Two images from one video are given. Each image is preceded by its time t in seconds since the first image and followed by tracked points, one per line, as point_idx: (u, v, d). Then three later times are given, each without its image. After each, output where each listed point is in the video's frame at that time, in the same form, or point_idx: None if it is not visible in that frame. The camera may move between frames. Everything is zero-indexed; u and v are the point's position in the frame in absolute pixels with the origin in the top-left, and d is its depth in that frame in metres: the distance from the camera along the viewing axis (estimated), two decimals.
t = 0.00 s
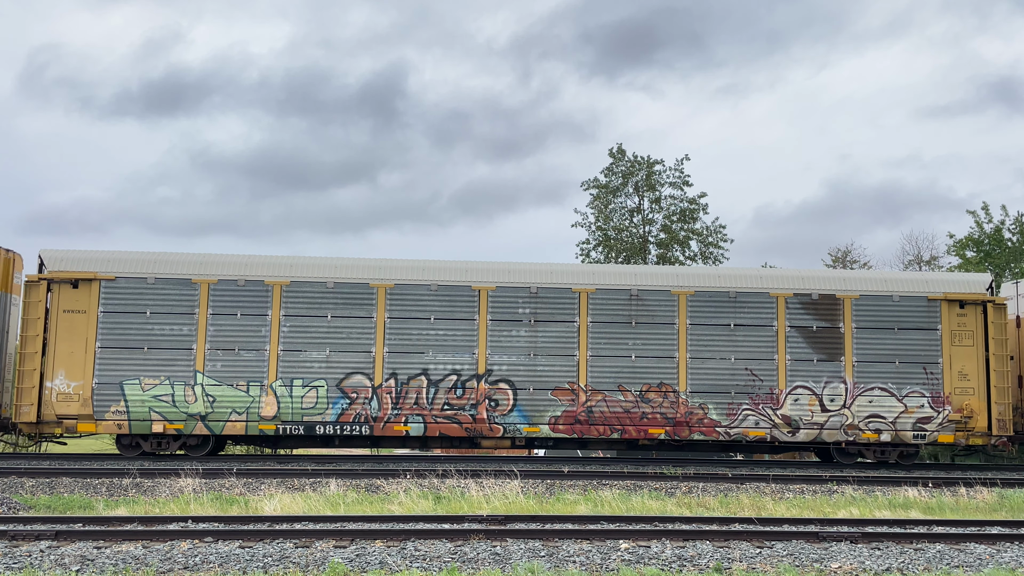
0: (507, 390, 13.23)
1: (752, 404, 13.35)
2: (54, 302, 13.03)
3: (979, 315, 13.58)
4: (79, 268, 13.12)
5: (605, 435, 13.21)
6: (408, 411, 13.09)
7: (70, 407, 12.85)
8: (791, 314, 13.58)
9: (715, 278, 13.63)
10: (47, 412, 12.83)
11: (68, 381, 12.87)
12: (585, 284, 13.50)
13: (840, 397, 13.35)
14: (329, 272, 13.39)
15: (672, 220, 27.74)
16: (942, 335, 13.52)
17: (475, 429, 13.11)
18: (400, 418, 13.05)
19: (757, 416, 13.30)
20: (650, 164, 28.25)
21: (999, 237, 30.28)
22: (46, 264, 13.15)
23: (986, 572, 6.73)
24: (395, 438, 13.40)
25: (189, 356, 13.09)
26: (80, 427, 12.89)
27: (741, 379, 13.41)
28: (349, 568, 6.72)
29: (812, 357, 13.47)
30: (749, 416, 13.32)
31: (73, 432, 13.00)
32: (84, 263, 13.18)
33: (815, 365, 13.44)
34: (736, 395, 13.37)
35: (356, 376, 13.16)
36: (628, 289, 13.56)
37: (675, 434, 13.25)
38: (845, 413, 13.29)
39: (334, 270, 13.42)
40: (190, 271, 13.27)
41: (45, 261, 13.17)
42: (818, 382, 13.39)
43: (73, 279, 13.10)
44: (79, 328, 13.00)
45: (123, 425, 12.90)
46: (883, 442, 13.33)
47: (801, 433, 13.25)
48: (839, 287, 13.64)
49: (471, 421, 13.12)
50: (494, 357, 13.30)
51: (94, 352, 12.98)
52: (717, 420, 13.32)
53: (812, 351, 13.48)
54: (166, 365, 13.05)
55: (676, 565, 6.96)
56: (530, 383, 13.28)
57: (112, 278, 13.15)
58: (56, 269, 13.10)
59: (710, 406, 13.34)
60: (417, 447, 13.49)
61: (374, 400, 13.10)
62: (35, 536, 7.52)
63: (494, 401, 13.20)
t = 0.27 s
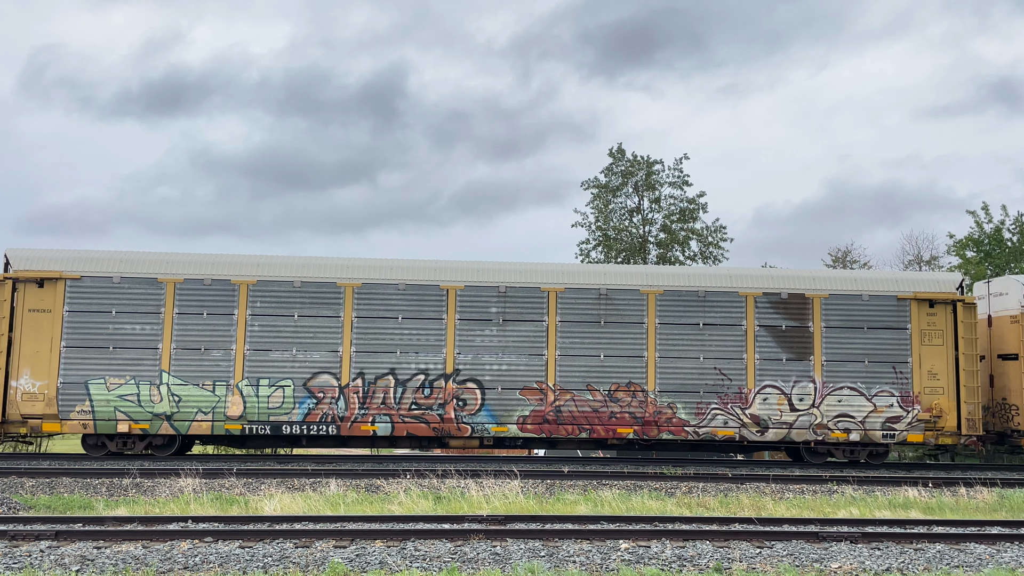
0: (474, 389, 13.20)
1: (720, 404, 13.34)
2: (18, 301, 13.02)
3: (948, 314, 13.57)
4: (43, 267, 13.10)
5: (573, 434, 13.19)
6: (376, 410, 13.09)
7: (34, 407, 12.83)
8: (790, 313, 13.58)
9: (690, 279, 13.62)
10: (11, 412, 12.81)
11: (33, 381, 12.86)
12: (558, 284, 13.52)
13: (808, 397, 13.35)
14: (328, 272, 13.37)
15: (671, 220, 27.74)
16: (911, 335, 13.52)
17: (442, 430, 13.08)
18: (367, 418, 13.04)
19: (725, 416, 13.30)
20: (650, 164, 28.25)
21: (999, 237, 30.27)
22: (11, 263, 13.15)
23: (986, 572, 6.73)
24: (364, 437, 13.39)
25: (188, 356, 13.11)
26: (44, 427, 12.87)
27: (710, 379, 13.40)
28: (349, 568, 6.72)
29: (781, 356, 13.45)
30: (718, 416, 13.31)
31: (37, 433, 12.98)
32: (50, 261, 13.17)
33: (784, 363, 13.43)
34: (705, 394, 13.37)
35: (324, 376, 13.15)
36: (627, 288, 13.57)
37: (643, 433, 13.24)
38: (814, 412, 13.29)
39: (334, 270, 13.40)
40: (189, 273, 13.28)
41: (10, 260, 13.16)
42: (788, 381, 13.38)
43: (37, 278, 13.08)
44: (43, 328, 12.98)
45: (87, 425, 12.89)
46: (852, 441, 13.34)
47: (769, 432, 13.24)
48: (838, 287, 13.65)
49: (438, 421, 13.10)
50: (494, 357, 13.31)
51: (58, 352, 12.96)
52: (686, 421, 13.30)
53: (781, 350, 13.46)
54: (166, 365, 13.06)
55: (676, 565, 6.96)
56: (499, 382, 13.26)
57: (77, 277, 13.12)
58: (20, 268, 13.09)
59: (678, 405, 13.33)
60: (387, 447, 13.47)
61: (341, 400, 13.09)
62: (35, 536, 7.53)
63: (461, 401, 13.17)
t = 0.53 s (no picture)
0: (442, 389, 13.21)
1: (688, 403, 13.34)
2: None
3: (918, 314, 13.53)
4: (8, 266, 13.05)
5: (540, 434, 13.19)
6: (344, 410, 13.09)
7: None
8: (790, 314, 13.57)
9: (667, 279, 13.62)
10: None
11: None
12: (532, 284, 13.48)
13: (777, 396, 13.37)
14: (329, 272, 13.39)
15: (671, 220, 27.74)
16: (879, 334, 13.52)
17: (410, 429, 13.09)
18: (335, 418, 13.03)
19: (694, 415, 13.30)
20: (649, 164, 28.24)
21: (999, 237, 30.27)
22: None
23: (986, 572, 6.73)
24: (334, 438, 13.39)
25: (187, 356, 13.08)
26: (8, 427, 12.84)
27: (679, 378, 13.42)
28: (349, 568, 6.72)
29: (750, 356, 13.48)
30: (686, 415, 13.30)
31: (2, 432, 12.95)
32: (16, 260, 13.14)
33: (752, 363, 13.45)
34: (673, 394, 13.37)
35: (293, 376, 13.14)
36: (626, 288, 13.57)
37: (612, 433, 13.24)
38: (783, 411, 13.31)
39: (334, 270, 13.42)
40: (190, 273, 13.25)
41: None
42: (756, 380, 13.40)
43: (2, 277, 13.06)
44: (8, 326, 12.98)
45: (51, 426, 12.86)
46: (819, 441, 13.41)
47: (737, 432, 13.26)
48: (836, 286, 13.65)
49: (406, 420, 13.10)
50: (496, 358, 13.32)
51: (23, 351, 12.95)
52: (654, 420, 13.30)
53: (762, 350, 13.48)
54: (168, 365, 13.05)
55: (677, 565, 6.97)
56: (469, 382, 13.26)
57: (40, 276, 13.04)
58: None
59: (646, 405, 13.33)
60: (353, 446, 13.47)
61: (308, 399, 13.08)
62: (35, 536, 7.53)
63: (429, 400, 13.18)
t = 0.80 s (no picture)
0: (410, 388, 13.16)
1: (659, 401, 13.27)
2: None
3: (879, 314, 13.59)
4: None
5: (505, 433, 13.13)
6: (309, 408, 13.01)
7: None
8: (791, 314, 13.54)
9: (657, 277, 13.63)
10: None
11: None
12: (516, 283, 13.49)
13: (742, 396, 13.33)
14: (337, 272, 13.38)
15: (670, 219, 27.74)
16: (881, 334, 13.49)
17: (375, 429, 13.05)
18: (299, 416, 12.97)
19: (663, 413, 13.23)
20: (649, 164, 28.23)
21: (999, 237, 30.27)
22: None
23: (986, 572, 6.73)
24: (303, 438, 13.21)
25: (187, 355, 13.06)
26: None
27: (651, 378, 13.34)
28: (349, 568, 6.72)
29: (722, 356, 13.45)
30: (655, 412, 13.23)
31: None
32: None
33: (724, 363, 13.43)
34: (645, 392, 13.29)
35: (262, 374, 13.05)
36: (627, 288, 13.55)
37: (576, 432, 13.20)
38: (747, 411, 13.28)
39: (342, 270, 13.40)
40: (199, 273, 13.22)
41: None
42: (727, 381, 13.36)
43: None
44: None
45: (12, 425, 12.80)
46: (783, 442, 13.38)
47: (703, 430, 13.20)
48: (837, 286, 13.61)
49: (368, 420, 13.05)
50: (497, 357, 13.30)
51: None
52: (622, 418, 13.21)
53: (763, 351, 13.46)
54: (169, 364, 13.02)
55: (676, 565, 6.96)
56: (444, 380, 13.22)
57: (19, 277, 12.98)
58: None
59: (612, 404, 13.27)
60: (322, 450, 13.33)
61: (274, 397, 13.00)
62: (34, 536, 7.52)
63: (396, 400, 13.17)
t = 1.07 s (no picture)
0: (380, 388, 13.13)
1: (627, 401, 13.24)
2: None
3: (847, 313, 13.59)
4: None
5: (473, 433, 13.10)
6: (275, 408, 13.00)
7: None
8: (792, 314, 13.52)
9: (630, 276, 13.62)
10: None
11: None
12: (485, 281, 13.46)
13: (710, 395, 13.31)
14: (337, 272, 13.37)
15: (670, 219, 27.74)
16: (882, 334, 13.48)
17: (342, 429, 13.03)
18: (266, 416, 12.95)
19: (631, 412, 13.21)
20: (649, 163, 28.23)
21: (999, 237, 30.27)
22: None
23: (986, 572, 6.72)
24: (270, 437, 13.18)
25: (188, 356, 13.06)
26: None
27: (619, 377, 13.31)
28: (349, 568, 6.72)
29: (690, 356, 13.42)
30: (623, 412, 13.21)
31: None
32: None
33: (692, 363, 13.38)
34: (613, 391, 13.26)
35: (228, 373, 13.03)
36: (626, 288, 13.55)
37: (544, 431, 13.19)
38: (713, 410, 13.25)
39: (341, 270, 13.40)
40: (198, 273, 13.23)
41: None
42: (695, 380, 13.33)
43: None
44: None
45: None
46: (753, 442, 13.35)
47: (671, 430, 13.17)
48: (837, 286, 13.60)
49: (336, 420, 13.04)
50: (493, 356, 13.30)
51: None
52: (590, 417, 13.19)
53: (764, 351, 13.44)
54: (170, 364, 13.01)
55: (676, 565, 6.96)
56: (410, 380, 13.21)
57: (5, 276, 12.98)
58: None
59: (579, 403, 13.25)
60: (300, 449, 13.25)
61: (240, 396, 12.98)
62: (35, 536, 7.53)
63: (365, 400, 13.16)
